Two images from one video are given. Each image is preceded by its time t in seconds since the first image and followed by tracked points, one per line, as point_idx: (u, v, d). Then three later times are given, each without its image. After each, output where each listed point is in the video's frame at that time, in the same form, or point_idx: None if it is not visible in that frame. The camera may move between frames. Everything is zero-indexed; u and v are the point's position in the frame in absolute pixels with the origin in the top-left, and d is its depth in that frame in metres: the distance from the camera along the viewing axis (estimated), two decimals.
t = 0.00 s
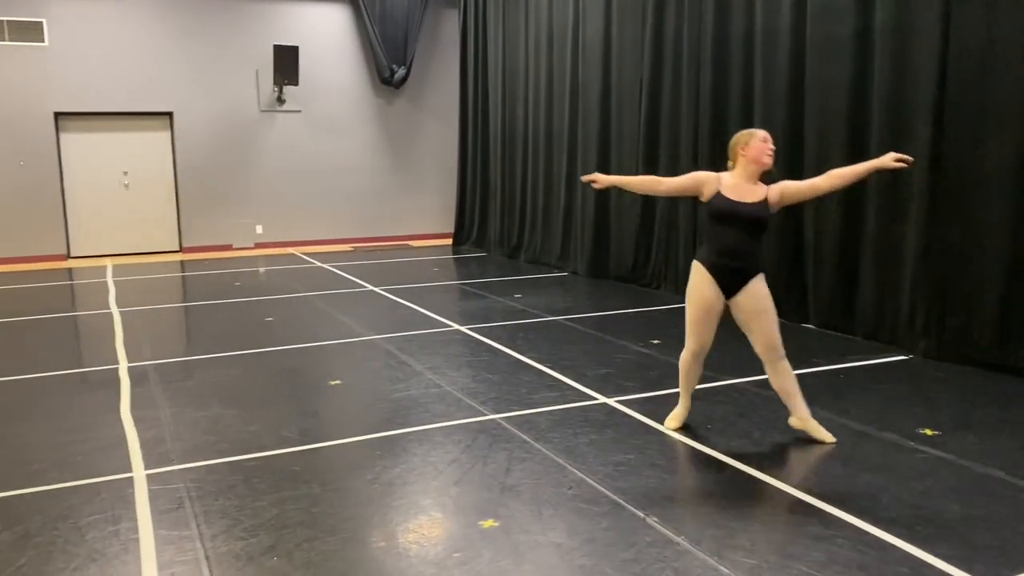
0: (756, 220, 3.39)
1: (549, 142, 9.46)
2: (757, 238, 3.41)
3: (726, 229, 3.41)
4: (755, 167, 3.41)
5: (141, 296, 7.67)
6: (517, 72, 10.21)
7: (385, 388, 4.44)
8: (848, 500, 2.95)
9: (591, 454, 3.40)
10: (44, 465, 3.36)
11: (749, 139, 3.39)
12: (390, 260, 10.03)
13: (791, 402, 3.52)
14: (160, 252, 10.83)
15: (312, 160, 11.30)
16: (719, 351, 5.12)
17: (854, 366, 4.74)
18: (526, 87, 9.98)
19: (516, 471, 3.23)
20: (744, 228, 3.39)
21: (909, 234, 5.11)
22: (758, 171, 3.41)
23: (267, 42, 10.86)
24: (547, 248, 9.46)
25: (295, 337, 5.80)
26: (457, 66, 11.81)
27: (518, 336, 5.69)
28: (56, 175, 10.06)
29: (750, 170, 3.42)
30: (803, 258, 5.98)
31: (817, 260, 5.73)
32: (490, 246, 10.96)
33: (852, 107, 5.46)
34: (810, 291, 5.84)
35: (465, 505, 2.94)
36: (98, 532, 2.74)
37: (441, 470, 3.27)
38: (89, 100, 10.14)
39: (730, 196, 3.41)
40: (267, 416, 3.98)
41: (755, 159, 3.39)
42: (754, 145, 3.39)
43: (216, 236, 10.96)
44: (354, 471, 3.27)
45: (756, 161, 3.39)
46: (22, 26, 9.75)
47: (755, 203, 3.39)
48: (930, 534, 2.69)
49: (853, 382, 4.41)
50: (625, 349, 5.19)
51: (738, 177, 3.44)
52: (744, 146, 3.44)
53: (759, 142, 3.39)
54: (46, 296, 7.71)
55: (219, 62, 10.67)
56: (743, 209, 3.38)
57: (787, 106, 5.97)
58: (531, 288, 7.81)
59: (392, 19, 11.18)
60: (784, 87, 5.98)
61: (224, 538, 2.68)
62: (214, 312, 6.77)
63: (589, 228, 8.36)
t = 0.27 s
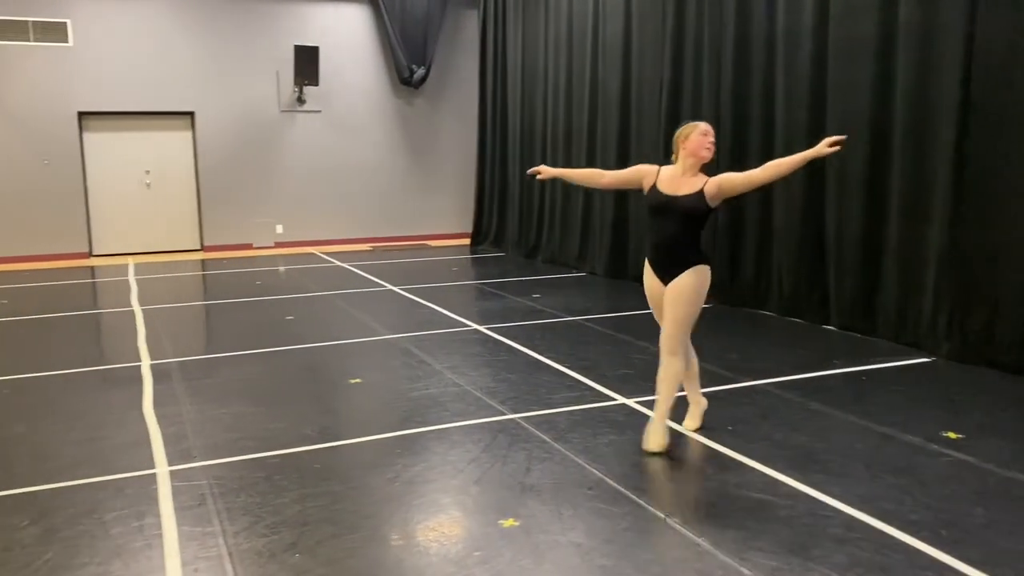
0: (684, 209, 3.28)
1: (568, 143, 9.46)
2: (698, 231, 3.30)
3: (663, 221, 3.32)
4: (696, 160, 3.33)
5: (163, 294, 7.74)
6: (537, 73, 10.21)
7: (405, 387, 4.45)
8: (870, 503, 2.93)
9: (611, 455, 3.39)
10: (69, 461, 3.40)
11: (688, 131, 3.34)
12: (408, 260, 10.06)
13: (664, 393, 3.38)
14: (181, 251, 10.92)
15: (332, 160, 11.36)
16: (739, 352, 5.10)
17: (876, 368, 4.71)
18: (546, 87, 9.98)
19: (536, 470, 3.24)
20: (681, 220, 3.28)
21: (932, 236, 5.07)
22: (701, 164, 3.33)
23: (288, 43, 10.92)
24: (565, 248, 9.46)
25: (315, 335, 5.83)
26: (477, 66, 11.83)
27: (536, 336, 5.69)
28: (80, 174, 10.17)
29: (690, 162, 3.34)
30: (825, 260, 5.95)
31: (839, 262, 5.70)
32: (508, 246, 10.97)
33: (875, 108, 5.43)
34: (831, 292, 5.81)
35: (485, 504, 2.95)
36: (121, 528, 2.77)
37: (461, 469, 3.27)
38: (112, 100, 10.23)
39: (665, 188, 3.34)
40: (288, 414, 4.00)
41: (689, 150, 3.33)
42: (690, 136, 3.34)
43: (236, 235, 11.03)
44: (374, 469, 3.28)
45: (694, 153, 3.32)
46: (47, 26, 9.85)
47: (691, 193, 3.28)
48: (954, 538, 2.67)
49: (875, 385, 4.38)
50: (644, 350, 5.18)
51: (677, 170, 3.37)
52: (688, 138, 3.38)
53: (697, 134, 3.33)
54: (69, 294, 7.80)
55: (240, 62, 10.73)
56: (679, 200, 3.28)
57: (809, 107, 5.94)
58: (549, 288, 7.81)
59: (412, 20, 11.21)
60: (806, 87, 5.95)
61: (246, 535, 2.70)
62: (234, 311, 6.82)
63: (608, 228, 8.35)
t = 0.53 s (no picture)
0: (602, 239, 3.23)
1: (591, 142, 9.44)
2: (621, 255, 3.26)
3: (587, 248, 3.32)
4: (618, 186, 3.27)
5: (187, 292, 7.81)
6: (559, 72, 10.20)
7: (427, 386, 4.46)
8: (897, 506, 2.90)
9: (634, 455, 3.38)
10: (96, 457, 3.43)
11: (609, 158, 3.28)
12: (430, 259, 10.08)
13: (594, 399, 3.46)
14: (205, 249, 11.01)
15: (355, 159, 11.41)
16: (763, 353, 5.07)
17: (902, 371, 4.66)
18: (568, 87, 9.97)
19: (559, 471, 3.23)
20: (601, 249, 3.25)
21: (961, 238, 5.01)
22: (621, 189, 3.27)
23: (312, 43, 10.99)
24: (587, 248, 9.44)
25: (338, 334, 5.86)
26: (499, 66, 11.84)
27: (558, 336, 5.69)
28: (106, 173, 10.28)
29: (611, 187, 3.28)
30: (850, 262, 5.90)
31: (864, 263, 5.65)
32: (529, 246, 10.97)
33: (902, 107, 5.38)
34: (856, 294, 5.76)
35: (508, 503, 2.95)
36: (149, 523, 2.80)
37: (484, 468, 3.28)
38: (139, 99, 10.34)
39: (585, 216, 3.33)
40: (312, 412, 4.03)
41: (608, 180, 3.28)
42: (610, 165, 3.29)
43: (260, 234, 11.11)
44: (397, 467, 3.29)
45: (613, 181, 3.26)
46: (76, 27, 9.98)
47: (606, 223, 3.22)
48: (983, 543, 2.64)
49: (902, 387, 4.33)
50: (667, 351, 5.16)
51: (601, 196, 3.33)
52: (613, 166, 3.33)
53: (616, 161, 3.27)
54: (96, 291, 7.88)
55: (265, 62, 10.81)
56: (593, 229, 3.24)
57: (835, 107, 5.89)
58: (571, 288, 7.80)
59: (435, 20, 11.25)
60: (833, 87, 5.90)
61: (272, 531, 2.72)
62: (258, 309, 6.87)
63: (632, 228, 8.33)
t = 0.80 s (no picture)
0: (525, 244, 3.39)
1: (616, 142, 9.42)
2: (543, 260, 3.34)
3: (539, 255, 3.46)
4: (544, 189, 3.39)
5: (215, 290, 7.89)
6: (584, 72, 10.19)
7: (452, 385, 4.48)
8: (926, 510, 2.87)
9: (659, 456, 3.37)
10: (127, 452, 3.48)
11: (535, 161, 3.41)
12: (454, 258, 10.10)
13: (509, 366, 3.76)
14: (232, 248, 11.11)
15: (381, 159, 11.46)
16: (789, 355, 5.04)
17: (931, 373, 4.61)
18: (594, 87, 9.96)
19: (584, 470, 3.23)
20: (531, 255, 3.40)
21: (991, 238, 4.95)
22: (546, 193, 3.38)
23: (338, 43, 11.05)
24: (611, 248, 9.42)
25: (363, 332, 5.90)
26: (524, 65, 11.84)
27: (583, 335, 5.68)
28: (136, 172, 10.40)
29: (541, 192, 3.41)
30: (878, 262, 5.84)
31: (892, 264, 5.59)
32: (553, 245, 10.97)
33: (931, 106, 5.32)
34: (884, 295, 5.71)
35: (532, 502, 2.95)
36: (178, 517, 2.83)
37: (509, 466, 3.28)
38: (168, 99, 10.45)
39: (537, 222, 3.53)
40: (338, 410, 4.05)
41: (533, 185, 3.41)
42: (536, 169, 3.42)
43: (286, 233, 11.19)
44: (423, 465, 3.30)
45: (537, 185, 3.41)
46: (107, 27, 10.11)
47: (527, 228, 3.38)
48: (1014, 547, 2.60)
49: (931, 390, 4.28)
50: (692, 351, 5.14)
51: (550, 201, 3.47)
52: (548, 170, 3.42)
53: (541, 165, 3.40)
54: (125, 289, 7.98)
55: (292, 62, 10.89)
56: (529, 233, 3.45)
57: (864, 106, 5.84)
58: (595, 287, 7.79)
59: (460, 20, 11.28)
60: (861, 86, 5.85)
61: (299, 527, 2.75)
62: (284, 307, 6.92)
63: (657, 228, 8.31)
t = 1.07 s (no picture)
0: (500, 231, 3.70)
1: (642, 141, 9.39)
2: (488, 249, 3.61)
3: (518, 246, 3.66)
4: (512, 184, 3.59)
5: (243, 288, 7.97)
6: (611, 71, 10.17)
7: (477, 384, 4.49)
8: (958, 514, 2.84)
9: (686, 457, 3.36)
10: (158, 447, 3.53)
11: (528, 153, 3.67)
12: (479, 258, 10.12)
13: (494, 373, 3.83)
14: (259, 247, 11.21)
15: (406, 158, 11.51)
16: (817, 356, 5.00)
17: (962, 375, 4.55)
18: (620, 86, 9.93)
19: (610, 470, 3.23)
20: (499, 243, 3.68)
21: None
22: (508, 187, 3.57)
23: (365, 43, 11.12)
24: (637, 248, 9.40)
25: (389, 331, 5.92)
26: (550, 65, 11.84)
27: (608, 335, 5.67)
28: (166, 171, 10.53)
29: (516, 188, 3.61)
30: (907, 263, 5.78)
31: (922, 265, 5.53)
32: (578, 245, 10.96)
33: (962, 104, 5.25)
34: (914, 296, 5.65)
35: (559, 502, 2.95)
36: (208, 513, 2.87)
37: (535, 465, 3.29)
38: (197, 100, 10.56)
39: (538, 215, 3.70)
40: (365, 408, 4.08)
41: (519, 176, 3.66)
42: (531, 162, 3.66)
43: (312, 232, 11.27)
44: (449, 463, 3.32)
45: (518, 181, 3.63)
46: (138, 28, 10.24)
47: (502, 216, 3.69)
48: None
49: (963, 393, 4.23)
50: (719, 352, 5.12)
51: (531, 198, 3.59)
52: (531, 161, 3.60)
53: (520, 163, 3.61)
54: (155, 287, 8.08)
55: (319, 62, 10.97)
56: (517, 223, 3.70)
57: (894, 106, 5.78)
58: (621, 287, 7.77)
59: (487, 20, 11.30)
60: (892, 86, 5.79)
61: (327, 523, 2.77)
62: (311, 305, 6.98)
63: (683, 228, 8.28)
